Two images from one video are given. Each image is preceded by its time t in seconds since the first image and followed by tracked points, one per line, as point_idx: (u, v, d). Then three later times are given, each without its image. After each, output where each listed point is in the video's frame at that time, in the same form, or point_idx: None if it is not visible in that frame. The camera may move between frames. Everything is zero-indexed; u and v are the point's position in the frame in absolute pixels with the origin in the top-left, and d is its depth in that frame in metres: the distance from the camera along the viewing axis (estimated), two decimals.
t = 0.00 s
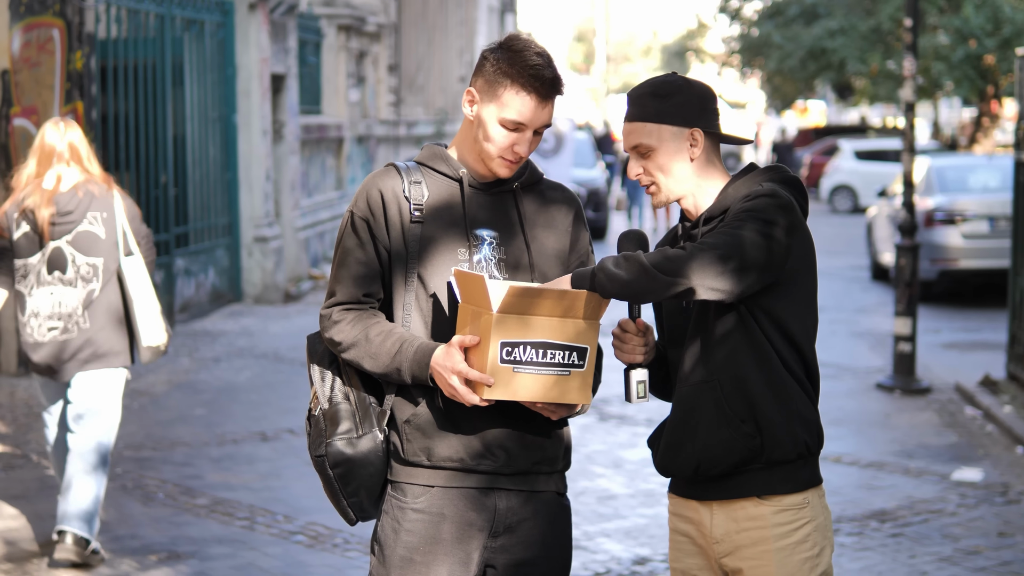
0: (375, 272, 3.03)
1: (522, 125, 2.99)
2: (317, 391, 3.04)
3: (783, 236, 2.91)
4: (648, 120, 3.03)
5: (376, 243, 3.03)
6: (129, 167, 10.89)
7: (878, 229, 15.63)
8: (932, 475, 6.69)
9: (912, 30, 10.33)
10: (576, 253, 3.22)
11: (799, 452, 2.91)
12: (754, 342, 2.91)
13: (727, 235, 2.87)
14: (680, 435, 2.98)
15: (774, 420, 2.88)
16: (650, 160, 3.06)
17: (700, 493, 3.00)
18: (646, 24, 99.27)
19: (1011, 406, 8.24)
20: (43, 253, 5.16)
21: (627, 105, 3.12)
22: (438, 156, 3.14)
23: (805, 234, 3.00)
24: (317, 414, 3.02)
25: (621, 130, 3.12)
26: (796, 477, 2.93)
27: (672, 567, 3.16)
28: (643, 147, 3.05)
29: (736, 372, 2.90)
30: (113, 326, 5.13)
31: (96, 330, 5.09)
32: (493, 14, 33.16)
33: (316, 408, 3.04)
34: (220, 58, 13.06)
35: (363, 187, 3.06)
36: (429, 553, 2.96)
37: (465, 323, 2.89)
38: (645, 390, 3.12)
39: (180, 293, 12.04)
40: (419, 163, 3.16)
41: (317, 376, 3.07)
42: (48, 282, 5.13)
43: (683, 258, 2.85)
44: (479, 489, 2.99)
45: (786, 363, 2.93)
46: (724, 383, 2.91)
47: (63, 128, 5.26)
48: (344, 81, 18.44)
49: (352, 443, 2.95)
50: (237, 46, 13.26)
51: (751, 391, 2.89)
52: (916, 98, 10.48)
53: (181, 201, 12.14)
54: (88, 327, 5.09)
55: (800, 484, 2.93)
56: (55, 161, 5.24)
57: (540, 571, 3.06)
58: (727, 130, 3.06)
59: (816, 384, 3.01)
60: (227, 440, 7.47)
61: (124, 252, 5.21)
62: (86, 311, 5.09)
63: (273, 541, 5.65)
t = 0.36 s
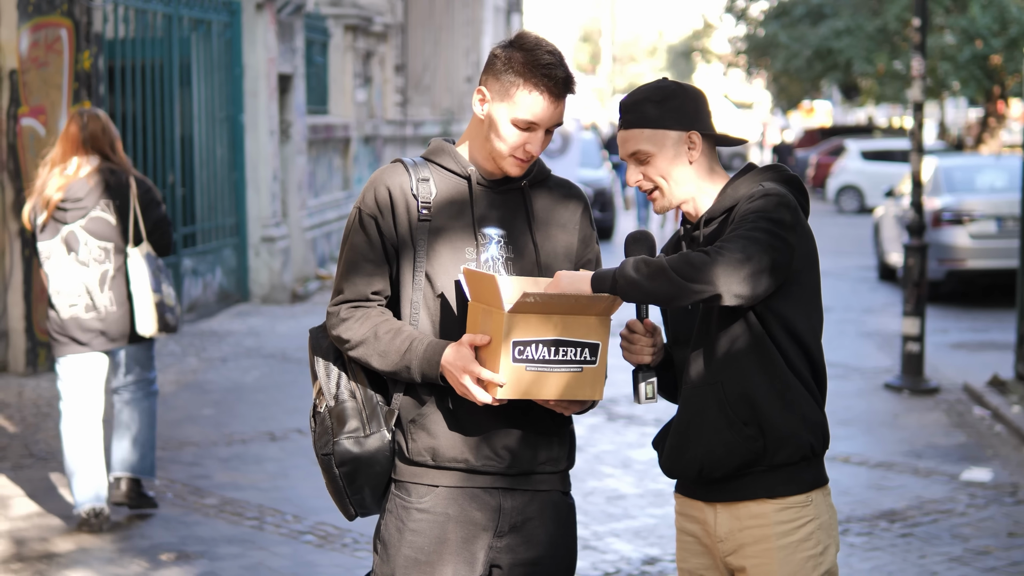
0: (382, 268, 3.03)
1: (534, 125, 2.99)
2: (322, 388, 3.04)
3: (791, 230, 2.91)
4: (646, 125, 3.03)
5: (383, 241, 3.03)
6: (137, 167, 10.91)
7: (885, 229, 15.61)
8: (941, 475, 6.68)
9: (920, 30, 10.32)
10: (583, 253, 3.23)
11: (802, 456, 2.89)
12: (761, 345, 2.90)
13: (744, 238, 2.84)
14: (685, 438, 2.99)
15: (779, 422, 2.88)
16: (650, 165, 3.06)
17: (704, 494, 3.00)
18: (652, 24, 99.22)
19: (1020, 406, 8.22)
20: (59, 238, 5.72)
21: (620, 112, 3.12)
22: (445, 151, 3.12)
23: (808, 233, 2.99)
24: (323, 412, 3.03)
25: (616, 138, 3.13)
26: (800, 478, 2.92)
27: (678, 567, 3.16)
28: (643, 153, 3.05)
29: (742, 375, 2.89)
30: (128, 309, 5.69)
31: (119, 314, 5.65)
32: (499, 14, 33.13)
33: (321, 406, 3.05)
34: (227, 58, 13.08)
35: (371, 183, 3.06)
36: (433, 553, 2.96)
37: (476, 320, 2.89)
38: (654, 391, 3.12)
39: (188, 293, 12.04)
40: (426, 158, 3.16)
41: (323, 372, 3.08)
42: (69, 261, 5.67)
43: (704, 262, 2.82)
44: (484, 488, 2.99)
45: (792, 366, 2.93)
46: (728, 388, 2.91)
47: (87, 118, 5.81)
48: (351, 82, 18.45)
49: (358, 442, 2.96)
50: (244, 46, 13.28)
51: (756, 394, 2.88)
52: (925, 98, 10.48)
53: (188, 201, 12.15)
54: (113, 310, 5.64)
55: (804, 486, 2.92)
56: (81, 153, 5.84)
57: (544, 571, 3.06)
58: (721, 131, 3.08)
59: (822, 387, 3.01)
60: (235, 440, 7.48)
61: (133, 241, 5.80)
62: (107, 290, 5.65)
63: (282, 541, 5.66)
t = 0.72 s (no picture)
0: (384, 268, 3.02)
1: (540, 126, 2.99)
2: (324, 391, 3.03)
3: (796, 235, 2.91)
4: (648, 128, 3.02)
5: (386, 242, 3.02)
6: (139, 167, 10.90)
7: (888, 229, 15.59)
8: (946, 475, 6.68)
9: (924, 30, 10.30)
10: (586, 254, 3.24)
11: (809, 458, 2.89)
12: (766, 348, 2.90)
13: (751, 242, 2.83)
14: (691, 443, 2.98)
15: (785, 425, 2.87)
16: (652, 168, 3.06)
17: (710, 498, 3.00)
18: (655, 23, 99.18)
19: None
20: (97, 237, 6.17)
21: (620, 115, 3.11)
22: (449, 152, 3.12)
23: (811, 233, 2.99)
24: (325, 415, 3.01)
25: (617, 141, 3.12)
26: (806, 479, 2.91)
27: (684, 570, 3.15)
28: (646, 155, 3.04)
29: (748, 379, 2.89)
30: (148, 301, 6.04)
31: (142, 305, 6.03)
32: (502, 14, 33.13)
33: (323, 410, 3.03)
34: (230, 58, 13.08)
35: (373, 183, 3.05)
36: (438, 556, 2.96)
37: (478, 324, 2.89)
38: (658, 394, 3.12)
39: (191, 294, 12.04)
40: (428, 158, 3.15)
41: (325, 375, 3.06)
42: (100, 259, 6.12)
43: (712, 264, 2.79)
44: (488, 491, 3.00)
45: (796, 368, 2.93)
46: (734, 391, 2.90)
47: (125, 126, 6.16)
48: (354, 81, 18.44)
49: (361, 446, 2.94)
50: (247, 46, 13.28)
51: (761, 397, 2.88)
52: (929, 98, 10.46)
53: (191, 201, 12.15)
54: (137, 302, 6.03)
55: (811, 487, 2.92)
56: (120, 157, 6.21)
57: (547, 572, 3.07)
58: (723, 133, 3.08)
59: (826, 389, 3.01)
60: (239, 440, 7.48)
61: (161, 241, 6.14)
62: (134, 286, 6.07)
63: (285, 541, 5.66)
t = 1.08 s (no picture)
0: (378, 270, 3.00)
1: (538, 126, 2.98)
2: (318, 395, 3.01)
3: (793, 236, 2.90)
4: (641, 134, 3.00)
5: (381, 244, 3.00)
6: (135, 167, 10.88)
7: (884, 229, 15.59)
8: (943, 476, 6.67)
9: (921, 30, 10.29)
10: (579, 258, 3.24)
11: (810, 460, 2.89)
12: (765, 351, 2.89)
13: (748, 243, 2.82)
14: (690, 448, 2.96)
15: (786, 428, 2.86)
16: (643, 174, 3.04)
17: (710, 502, 2.99)
18: (651, 24, 99.22)
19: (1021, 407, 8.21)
20: (128, 232, 6.45)
21: (609, 119, 3.09)
22: (443, 153, 3.12)
23: (807, 231, 2.98)
24: (319, 420, 2.99)
25: (608, 146, 3.09)
26: (807, 482, 2.91)
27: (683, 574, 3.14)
28: (639, 161, 3.02)
29: (746, 383, 2.88)
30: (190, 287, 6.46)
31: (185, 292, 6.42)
32: (497, 14, 33.09)
33: (317, 414, 3.01)
34: (225, 58, 13.05)
35: (368, 185, 3.03)
36: (436, 561, 2.95)
37: (474, 328, 2.88)
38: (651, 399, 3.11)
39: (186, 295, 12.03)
40: (422, 160, 3.14)
41: (319, 379, 3.04)
42: (126, 256, 6.42)
43: (709, 266, 2.78)
44: (485, 495, 2.99)
45: (796, 371, 2.92)
46: (734, 394, 2.89)
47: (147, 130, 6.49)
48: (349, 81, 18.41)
49: (356, 450, 2.92)
50: (242, 46, 13.25)
51: (761, 400, 2.87)
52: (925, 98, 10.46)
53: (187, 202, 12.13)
54: (177, 290, 6.41)
55: (812, 490, 2.91)
56: (143, 159, 6.53)
57: None
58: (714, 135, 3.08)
59: (825, 390, 3.00)
60: (234, 442, 7.46)
61: (191, 233, 6.53)
62: (163, 279, 6.41)
63: (281, 543, 5.65)
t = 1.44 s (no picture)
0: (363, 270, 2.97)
1: (528, 123, 2.95)
2: (302, 396, 2.98)
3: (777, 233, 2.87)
4: (624, 135, 2.97)
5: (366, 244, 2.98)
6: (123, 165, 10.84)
7: (874, 228, 15.59)
8: (933, 475, 6.66)
9: (911, 28, 10.28)
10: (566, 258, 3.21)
11: (800, 461, 2.87)
12: (753, 351, 2.86)
13: (723, 242, 2.80)
14: (677, 450, 2.94)
15: (775, 428, 2.84)
16: (626, 176, 3.01)
17: (700, 503, 2.96)
18: (641, 23, 99.25)
19: (1010, 406, 8.20)
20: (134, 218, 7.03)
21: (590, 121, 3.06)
22: (428, 151, 3.08)
23: (793, 228, 2.96)
24: (303, 421, 2.97)
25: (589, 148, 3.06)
26: (798, 483, 2.89)
27: None
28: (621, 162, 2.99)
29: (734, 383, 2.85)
30: (186, 274, 6.94)
31: (179, 279, 6.91)
32: (487, 13, 33.06)
33: (302, 416, 2.98)
34: (214, 57, 13.00)
35: (352, 184, 3.00)
36: (422, 565, 2.92)
37: (461, 329, 2.85)
38: (635, 403, 3.08)
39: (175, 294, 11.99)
40: (407, 158, 3.11)
41: (304, 380, 3.01)
42: (136, 239, 7.01)
43: (684, 267, 2.79)
44: (471, 497, 2.96)
45: (784, 371, 2.90)
46: (721, 393, 2.86)
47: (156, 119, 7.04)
48: (338, 80, 18.36)
49: (341, 452, 2.90)
50: (230, 45, 13.20)
51: (749, 401, 2.84)
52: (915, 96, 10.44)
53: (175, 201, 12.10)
54: (172, 275, 6.91)
55: (803, 491, 2.89)
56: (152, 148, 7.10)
57: None
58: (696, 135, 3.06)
59: (815, 390, 2.99)
60: (221, 442, 7.42)
61: (193, 222, 7.05)
62: (167, 261, 6.94)
63: (268, 544, 5.61)
